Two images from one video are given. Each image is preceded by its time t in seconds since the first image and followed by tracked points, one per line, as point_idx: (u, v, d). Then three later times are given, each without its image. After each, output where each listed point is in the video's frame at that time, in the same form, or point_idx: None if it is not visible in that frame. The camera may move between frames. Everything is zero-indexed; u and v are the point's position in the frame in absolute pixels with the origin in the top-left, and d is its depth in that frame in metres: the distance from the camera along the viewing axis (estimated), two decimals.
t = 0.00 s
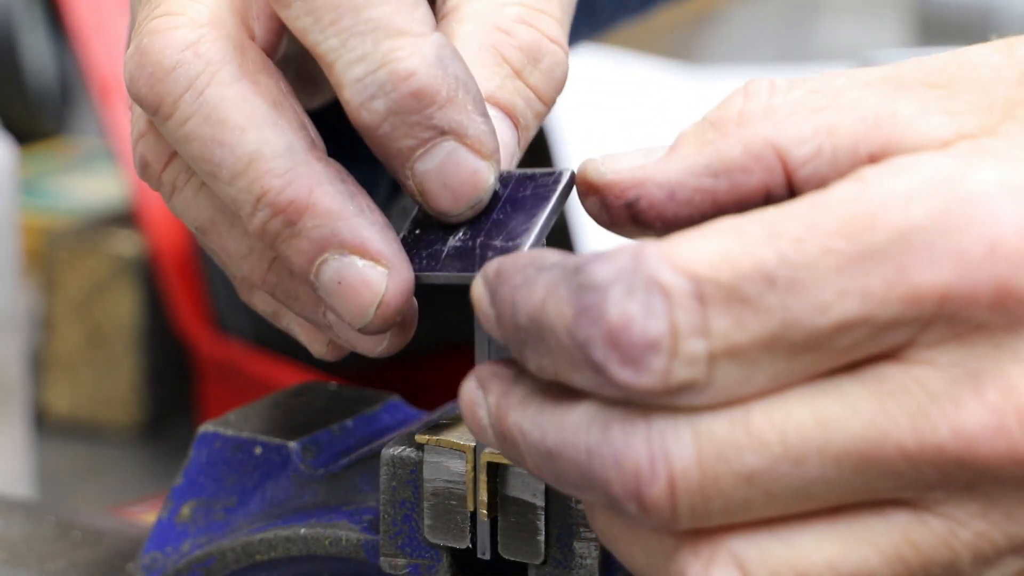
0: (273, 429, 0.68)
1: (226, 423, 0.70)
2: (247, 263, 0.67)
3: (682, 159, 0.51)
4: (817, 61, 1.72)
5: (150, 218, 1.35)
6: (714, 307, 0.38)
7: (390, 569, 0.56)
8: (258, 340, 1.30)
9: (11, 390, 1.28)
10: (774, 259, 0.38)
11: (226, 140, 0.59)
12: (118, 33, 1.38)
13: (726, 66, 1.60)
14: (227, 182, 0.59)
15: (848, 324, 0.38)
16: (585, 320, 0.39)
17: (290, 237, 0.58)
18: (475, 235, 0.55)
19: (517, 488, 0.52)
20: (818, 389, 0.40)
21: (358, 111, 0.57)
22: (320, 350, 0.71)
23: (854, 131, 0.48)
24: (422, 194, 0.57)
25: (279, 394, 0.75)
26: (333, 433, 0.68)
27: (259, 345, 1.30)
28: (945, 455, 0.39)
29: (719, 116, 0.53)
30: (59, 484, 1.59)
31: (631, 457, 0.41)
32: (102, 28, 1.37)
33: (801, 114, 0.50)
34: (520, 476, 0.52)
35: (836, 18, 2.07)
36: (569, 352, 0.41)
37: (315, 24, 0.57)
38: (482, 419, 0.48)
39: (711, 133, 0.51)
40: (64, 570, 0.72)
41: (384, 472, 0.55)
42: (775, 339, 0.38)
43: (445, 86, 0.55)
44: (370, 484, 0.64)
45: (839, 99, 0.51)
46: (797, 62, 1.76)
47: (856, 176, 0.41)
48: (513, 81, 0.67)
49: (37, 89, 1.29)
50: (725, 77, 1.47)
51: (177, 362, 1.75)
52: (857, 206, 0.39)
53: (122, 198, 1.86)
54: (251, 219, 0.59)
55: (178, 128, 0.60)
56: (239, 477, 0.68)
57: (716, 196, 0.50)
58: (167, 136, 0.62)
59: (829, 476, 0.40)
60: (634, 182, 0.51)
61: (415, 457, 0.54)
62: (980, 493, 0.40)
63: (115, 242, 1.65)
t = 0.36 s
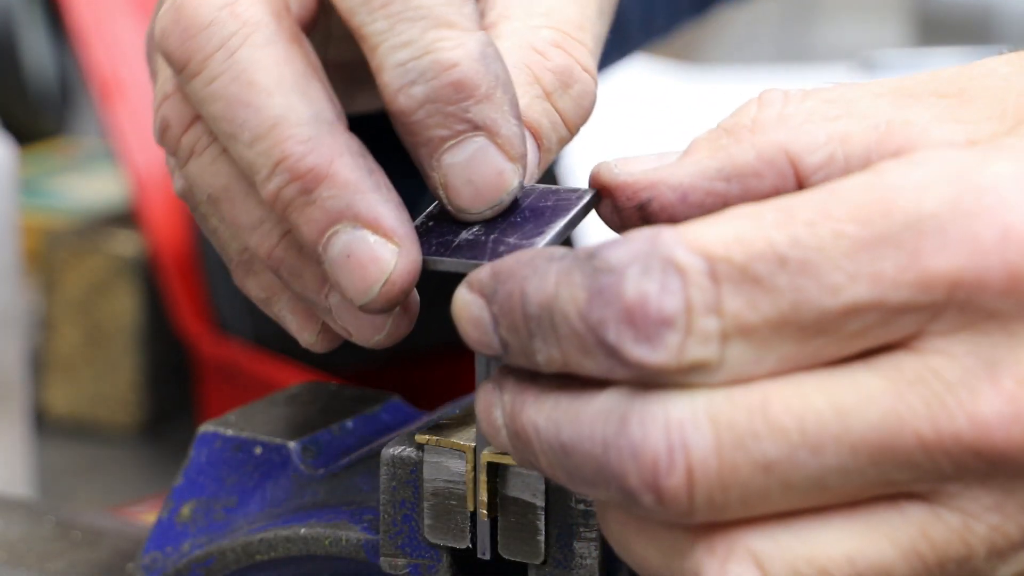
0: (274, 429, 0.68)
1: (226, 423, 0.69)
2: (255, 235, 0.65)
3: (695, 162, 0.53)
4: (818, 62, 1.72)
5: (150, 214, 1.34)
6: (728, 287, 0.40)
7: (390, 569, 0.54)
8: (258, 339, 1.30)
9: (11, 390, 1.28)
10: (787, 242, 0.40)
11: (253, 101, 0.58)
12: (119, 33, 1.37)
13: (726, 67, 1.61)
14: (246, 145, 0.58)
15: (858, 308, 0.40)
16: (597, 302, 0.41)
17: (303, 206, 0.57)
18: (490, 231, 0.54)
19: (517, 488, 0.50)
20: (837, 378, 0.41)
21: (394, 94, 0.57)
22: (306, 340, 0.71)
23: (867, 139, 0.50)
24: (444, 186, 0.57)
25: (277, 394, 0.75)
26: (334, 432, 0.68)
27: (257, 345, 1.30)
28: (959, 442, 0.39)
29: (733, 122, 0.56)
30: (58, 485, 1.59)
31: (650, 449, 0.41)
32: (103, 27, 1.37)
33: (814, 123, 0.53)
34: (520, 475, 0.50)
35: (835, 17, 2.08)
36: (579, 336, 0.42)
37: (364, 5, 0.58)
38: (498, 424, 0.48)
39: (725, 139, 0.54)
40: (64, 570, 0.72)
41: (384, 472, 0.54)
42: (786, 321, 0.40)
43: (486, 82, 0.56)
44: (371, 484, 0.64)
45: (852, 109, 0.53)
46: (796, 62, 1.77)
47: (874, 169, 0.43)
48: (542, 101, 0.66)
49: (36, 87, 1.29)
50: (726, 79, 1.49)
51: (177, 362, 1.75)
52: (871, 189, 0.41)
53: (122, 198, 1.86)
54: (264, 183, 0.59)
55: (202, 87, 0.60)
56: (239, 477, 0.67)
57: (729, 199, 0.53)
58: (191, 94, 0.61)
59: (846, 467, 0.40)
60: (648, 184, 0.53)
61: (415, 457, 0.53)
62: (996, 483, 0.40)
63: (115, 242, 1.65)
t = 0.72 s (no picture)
0: (274, 429, 0.68)
1: (226, 423, 0.69)
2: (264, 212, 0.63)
3: (701, 179, 0.53)
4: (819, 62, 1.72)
5: (148, 211, 1.34)
6: (748, 257, 0.39)
7: (390, 569, 0.54)
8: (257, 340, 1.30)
9: (11, 389, 1.28)
10: (810, 213, 0.39)
11: (287, 65, 0.58)
12: (119, 33, 1.37)
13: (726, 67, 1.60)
14: (271, 107, 0.58)
15: (877, 280, 0.40)
16: (609, 273, 0.40)
17: (317, 176, 0.56)
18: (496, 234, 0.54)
19: (517, 488, 0.50)
20: (854, 353, 0.40)
21: (429, 87, 0.57)
22: (285, 327, 0.68)
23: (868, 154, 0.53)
24: (458, 186, 0.56)
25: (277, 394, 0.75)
26: (334, 432, 0.68)
27: (257, 346, 1.30)
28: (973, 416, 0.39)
29: (738, 141, 0.57)
30: (58, 485, 1.59)
31: (660, 417, 0.40)
32: (103, 29, 1.37)
33: (820, 140, 0.55)
34: (520, 475, 0.50)
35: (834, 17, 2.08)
36: (586, 311, 0.41)
37: None
38: (501, 412, 0.47)
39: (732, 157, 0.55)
40: (63, 570, 0.72)
41: (384, 471, 0.54)
42: (806, 289, 0.40)
43: (523, 90, 0.56)
44: (370, 484, 0.64)
45: (855, 127, 0.56)
46: (796, 63, 1.77)
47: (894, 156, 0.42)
48: (558, 136, 0.66)
49: (36, 88, 1.29)
50: (730, 78, 1.47)
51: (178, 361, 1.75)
52: (889, 168, 0.41)
53: (122, 198, 1.86)
54: (280, 150, 0.58)
55: (239, 43, 0.59)
56: (239, 477, 0.67)
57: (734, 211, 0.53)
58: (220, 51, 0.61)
59: (858, 440, 0.40)
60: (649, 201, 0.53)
61: (416, 457, 0.53)
62: (1002, 461, 0.41)
63: (115, 242, 1.65)
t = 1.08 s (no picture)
0: (274, 429, 0.68)
1: (226, 422, 0.69)
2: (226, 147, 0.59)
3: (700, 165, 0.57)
4: (821, 61, 1.72)
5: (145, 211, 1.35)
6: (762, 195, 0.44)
7: (390, 569, 0.54)
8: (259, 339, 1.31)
9: (10, 388, 1.27)
10: (821, 155, 0.45)
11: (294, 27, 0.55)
12: (118, 34, 1.37)
13: (732, 67, 1.60)
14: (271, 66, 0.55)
15: (887, 217, 0.44)
16: (624, 223, 0.44)
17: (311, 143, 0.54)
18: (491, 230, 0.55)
19: (517, 488, 0.50)
20: (865, 287, 0.45)
21: (426, 96, 0.55)
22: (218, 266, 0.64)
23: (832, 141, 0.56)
24: (459, 192, 0.57)
25: (277, 394, 0.75)
26: (334, 432, 0.68)
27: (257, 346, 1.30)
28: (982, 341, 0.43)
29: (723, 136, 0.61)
30: (58, 485, 1.59)
31: (671, 346, 0.43)
32: (102, 28, 1.37)
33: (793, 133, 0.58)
34: (521, 475, 0.50)
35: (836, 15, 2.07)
36: (602, 264, 0.45)
37: None
38: (508, 389, 0.49)
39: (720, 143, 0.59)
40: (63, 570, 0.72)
41: (384, 472, 0.54)
42: (819, 226, 0.44)
43: (521, 101, 0.55)
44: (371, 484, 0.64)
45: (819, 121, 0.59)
46: (798, 63, 1.77)
47: (897, 108, 0.48)
48: (582, 101, 0.67)
49: (36, 86, 1.29)
50: (741, 80, 1.46)
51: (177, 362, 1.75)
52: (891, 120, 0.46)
53: (122, 197, 1.86)
54: (276, 110, 0.55)
55: None
56: (240, 476, 0.67)
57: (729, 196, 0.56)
58: None
59: (868, 370, 0.44)
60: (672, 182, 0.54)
61: (416, 457, 0.53)
62: (1009, 393, 0.44)
63: (115, 241, 1.66)
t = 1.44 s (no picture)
0: (274, 429, 0.68)
1: (227, 423, 0.69)
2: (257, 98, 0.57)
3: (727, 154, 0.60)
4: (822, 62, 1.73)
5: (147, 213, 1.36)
6: (768, 190, 0.58)
7: (390, 570, 0.53)
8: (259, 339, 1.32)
9: (10, 388, 1.27)
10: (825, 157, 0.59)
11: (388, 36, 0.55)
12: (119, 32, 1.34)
13: (734, 66, 1.60)
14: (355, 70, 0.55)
15: (890, 214, 0.58)
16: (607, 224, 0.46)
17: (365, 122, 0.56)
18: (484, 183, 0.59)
19: (517, 487, 0.48)
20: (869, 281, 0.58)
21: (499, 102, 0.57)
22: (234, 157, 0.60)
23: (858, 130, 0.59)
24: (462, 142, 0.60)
25: (280, 394, 0.75)
26: (334, 433, 0.69)
27: (258, 345, 1.32)
28: (987, 331, 0.58)
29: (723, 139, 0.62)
30: (58, 485, 1.59)
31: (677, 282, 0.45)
32: (104, 26, 1.33)
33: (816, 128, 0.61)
34: (521, 475, 0.48)
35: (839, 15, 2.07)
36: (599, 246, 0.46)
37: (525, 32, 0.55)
38: (511, 390, 0.49)
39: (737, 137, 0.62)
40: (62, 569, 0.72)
41: (385, 471, 0.52)
42: (823, 221, 0.58)
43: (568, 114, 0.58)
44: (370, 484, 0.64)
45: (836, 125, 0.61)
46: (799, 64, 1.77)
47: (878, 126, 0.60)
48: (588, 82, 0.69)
49: (37, 87, 1.29)
50: (742, 80, 1.45)
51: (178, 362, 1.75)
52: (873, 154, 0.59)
53: (122, 197, 1.86)
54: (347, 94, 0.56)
55: None
56: (240, 476, 0.67)
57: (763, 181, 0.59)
58: None
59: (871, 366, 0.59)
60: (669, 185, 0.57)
61: (416, 457, 0.51)
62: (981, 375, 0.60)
63: (116, 241, 1.67)
